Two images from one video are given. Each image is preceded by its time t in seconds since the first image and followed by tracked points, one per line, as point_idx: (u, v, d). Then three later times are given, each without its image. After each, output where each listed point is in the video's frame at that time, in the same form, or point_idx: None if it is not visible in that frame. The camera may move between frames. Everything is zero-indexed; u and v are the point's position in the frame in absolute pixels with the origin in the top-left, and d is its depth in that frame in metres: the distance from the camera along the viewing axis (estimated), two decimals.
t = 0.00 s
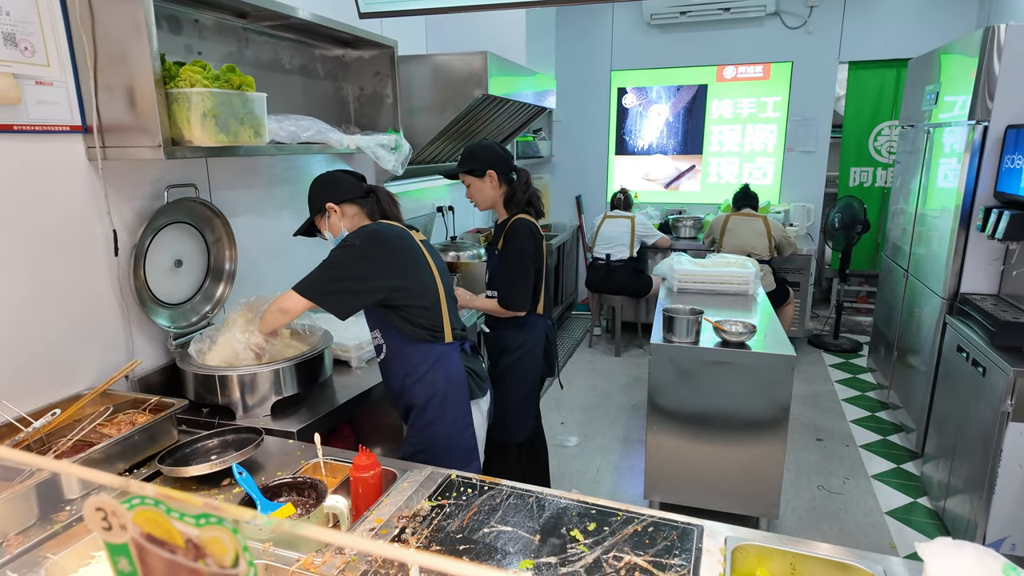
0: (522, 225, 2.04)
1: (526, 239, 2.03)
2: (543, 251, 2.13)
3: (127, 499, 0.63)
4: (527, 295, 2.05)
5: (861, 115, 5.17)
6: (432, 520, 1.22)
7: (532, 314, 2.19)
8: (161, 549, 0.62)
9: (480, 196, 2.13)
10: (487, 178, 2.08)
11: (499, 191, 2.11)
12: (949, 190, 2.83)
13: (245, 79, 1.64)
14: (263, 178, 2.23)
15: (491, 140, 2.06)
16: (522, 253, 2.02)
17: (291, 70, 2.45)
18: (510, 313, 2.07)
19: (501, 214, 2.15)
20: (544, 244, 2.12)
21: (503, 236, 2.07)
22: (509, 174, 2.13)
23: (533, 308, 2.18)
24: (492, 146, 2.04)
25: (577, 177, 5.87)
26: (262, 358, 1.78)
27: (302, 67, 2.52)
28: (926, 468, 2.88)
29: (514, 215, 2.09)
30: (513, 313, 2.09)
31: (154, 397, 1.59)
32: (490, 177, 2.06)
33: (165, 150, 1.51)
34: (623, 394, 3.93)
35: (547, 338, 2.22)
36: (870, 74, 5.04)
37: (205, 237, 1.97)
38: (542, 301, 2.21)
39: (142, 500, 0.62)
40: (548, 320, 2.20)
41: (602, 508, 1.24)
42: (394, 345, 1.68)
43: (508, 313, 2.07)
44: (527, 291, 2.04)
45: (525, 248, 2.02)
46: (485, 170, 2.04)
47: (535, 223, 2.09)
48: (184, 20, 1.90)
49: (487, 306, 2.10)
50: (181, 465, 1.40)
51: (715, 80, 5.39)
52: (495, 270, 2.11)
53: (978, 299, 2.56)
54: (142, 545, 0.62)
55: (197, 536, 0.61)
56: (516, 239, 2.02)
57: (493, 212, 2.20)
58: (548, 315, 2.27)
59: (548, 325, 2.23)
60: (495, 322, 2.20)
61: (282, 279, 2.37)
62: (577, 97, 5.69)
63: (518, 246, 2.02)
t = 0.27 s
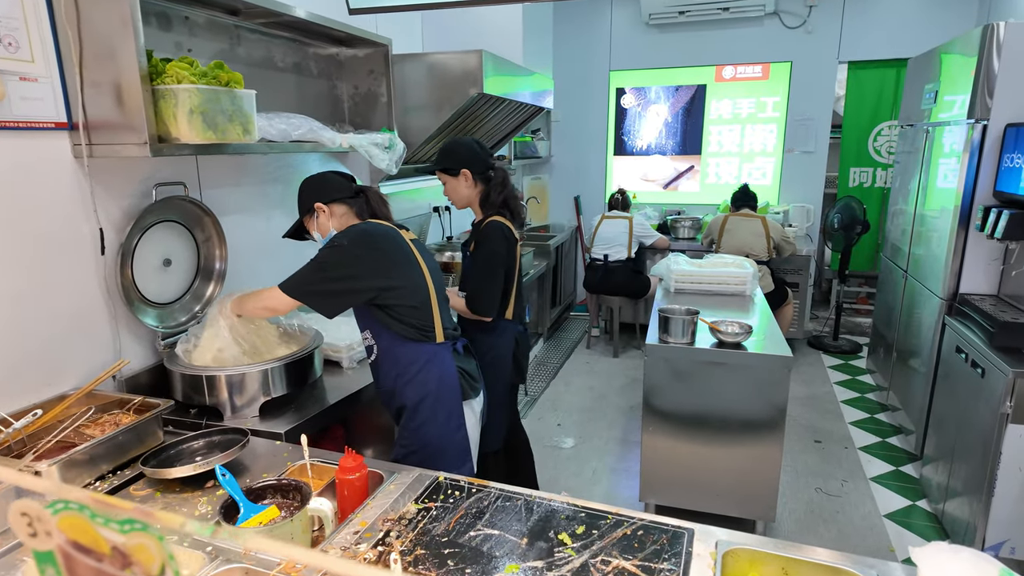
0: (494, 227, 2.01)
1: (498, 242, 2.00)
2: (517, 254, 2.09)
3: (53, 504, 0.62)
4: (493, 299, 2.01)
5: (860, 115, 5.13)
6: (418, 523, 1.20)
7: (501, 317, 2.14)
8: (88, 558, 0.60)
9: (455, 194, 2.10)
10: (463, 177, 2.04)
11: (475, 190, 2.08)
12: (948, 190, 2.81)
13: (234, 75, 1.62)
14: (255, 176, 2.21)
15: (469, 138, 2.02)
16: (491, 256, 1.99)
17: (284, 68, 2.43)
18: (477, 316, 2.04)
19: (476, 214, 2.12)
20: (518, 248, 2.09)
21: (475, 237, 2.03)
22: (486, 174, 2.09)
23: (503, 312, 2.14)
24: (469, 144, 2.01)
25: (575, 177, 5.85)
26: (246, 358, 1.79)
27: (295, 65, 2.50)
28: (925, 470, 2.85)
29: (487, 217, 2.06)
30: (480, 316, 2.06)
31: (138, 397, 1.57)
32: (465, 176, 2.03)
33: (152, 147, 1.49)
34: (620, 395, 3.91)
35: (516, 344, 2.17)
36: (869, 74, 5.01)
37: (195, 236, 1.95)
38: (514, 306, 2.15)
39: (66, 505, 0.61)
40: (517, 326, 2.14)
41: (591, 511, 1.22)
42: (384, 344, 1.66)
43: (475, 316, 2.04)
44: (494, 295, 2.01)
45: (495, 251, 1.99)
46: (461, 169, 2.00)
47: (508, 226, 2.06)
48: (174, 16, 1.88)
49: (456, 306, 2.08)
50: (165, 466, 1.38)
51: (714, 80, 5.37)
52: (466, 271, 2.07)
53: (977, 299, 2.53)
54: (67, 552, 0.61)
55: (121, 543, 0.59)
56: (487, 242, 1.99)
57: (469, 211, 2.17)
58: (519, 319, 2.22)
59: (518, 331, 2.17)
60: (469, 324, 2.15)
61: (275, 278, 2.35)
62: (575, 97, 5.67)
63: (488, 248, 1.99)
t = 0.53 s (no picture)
0: (460, 232, 1.99)
1: (462, 247, 1.98)
2: (488, 256, 2.06)
3: None
4: (458, 302, 2.01)
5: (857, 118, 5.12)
6: (393, 526, 1.18)
7: (474, 324, 2.09)
8: None
9: (424, 196, 2.07)
10: (431, 179, 2.01)
11: (444, 191, 2.05)
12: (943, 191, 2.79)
13: (215, 75, 1.61)
14: (243, 178, 2.20)
15: (436, 137, 1.97)
16: (456, 261, 1.99)
17: (273, 69, 2.42)
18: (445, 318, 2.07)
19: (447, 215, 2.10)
20: (488, 251, 2.06)
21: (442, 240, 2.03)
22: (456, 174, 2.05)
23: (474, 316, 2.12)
24: (435, 145, 1.96)
25: (572, 180, 5.84)
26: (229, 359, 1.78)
27: (285, 66, 2.49)
28: (920, 474, 2.82)
29: (455, 219, 2.04)
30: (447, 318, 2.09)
31: (112, 399, 1.58)
32: (433, 178, 2.00)
33: (131, 146, 1.48)
34: (615, 399, 3.88)
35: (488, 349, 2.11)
36: (866, 77, 5.00)
37: (180, 237, 1.94)
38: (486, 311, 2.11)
39: None
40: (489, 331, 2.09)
41: (570, 515, 1.20)
42: (366, 346, 1.65)
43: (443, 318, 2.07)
44: (459, 299, 2.02)
45: (459, 256, 1.99)
46: (427, 171, 1.97)
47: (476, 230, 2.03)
48: (158, 16, 1.87)
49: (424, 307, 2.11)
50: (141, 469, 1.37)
51: (710, 83, 5.37)
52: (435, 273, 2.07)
53: (971, 301, 2.51)
54: None
55: None
56: (453, 247, 1.99)
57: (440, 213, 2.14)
58: (496, 324, 2.18)
59: (490, 336, 2.12)
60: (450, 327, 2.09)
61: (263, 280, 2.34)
62: (572, 100, 5.67)
63: (452, 253, 1.98)
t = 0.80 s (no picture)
0: (440, 237, 2.03)
1: (441, 253, 2.03)
2: (472, 261, 2.07)
3: None
4: (439, 309, 2.10)
5: (867, 120, 4.99)
6: (380, 530, 1.18)
7: (462, 329, 2.15)
8: None
9: (412, 201, 2.10)
10: (417, 185, 2.03)
11: (430, 196, 2.06)
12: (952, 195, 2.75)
13: (213, 79, 1.63)
14: (245, 181, 2.22)
15: (420, 143, 1.98)
16: (436, 265, 2.05)
17: (276, 74, 2.45)
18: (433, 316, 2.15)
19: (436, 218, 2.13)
20: (472, 255, 2.07)
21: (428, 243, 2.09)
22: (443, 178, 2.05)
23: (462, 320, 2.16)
24: (417, 150, 1.98)
25: (579, 183, 5.83)
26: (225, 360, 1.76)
27: (288, 70, 2.52)
28: (928, 482, 2.78)
29: (440, 223, 2.08)
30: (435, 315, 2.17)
31: (108, 399, 1.60)
32: (418, 184, 2.02)
33: (130, 149, 1.50)
34: (619, 403, 3.87)
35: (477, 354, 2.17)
36: (876, 79, 4.91)
37: (181, 240, 1.96)
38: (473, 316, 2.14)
39: None
40: (477, 336, 2.14)
41: (557, 521, 1.20)
42: (361, 348, 1.65)
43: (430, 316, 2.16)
44: (440, 300, 2.09)
45: (438, 262, 2.04)
46: (411, 176, 2.00)
47: (459, 235, 2.06)
48: (160, 21, 1.90)
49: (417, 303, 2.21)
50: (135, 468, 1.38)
51: (718, 86, 5.34)
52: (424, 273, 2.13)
53: (980, 307, 2.47)
54: None
55: None
56: (433, 252, 2.04)
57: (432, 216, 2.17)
58: (486, 328, 2.22)
59: (478, 341, 2.16)
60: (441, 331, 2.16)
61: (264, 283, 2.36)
62: (579, 103, 5.66)
63: (432, 257, 2.04)
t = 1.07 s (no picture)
0: (456, 236, 2.08)
1: (457, 252, 2.07)
2: (486, 260, 2.12)
3: None
4: (453, 307, 2.15)
5: (899, 120, 4.96)
6: (387, 529, 1.19)
7: (474, 328, 2.20)
8: None
9: (427, 201, 2.13)
10: (434, 185, 2.06)
11: (445, 195, 2.10)
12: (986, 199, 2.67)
13: (234, 84, 1.67)
14: (268, 183, 2.26)
15: (437, 144, 2.01)
16: (451, 264, 2.09)
17: (298, 78, 2.49)
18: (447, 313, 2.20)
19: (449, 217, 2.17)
20: (486, 254, 2.12)
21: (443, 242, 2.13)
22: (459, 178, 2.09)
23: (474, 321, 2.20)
24: (436, 151, 2.01)
25: (602, 184, 5.81)
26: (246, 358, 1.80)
27: (311, 74, 2.56)
28: (956, 495, 2.70)
29: (455, 222, 2.12)
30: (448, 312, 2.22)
31: (130, 396, 1.65)
32: (436, 183, 2.05)
33: (154, 153, 1.54)
34: (639, 406, 3.84)
35: (488, 354, 2.20)
36: (908, 79, 4.83)
37: (204, 241, 2.01)
38: (486, 315, 2.19)
39: None
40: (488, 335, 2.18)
41: (563, 525, 1.20)
42: (377, 348, 1.67)
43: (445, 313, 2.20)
44: (454, 298, 2.14)
45: (453, 261, 2.08)
46: (429, 176, 2.03)
47: (473, 234, 2.10)
48: (186, 28, 1.95)
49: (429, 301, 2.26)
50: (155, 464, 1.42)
51: (744, 86, 5.26)
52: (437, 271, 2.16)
53: (1012, 314, 2.39)
54: None
55: None
56: (449, 251, 2.09)
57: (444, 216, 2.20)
58: (497, 328, 2.27)
59: (490, 341, 2.20)
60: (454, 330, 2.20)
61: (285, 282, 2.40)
62: (603, 104, 5.64)
63: (447, 256, 2.09)
